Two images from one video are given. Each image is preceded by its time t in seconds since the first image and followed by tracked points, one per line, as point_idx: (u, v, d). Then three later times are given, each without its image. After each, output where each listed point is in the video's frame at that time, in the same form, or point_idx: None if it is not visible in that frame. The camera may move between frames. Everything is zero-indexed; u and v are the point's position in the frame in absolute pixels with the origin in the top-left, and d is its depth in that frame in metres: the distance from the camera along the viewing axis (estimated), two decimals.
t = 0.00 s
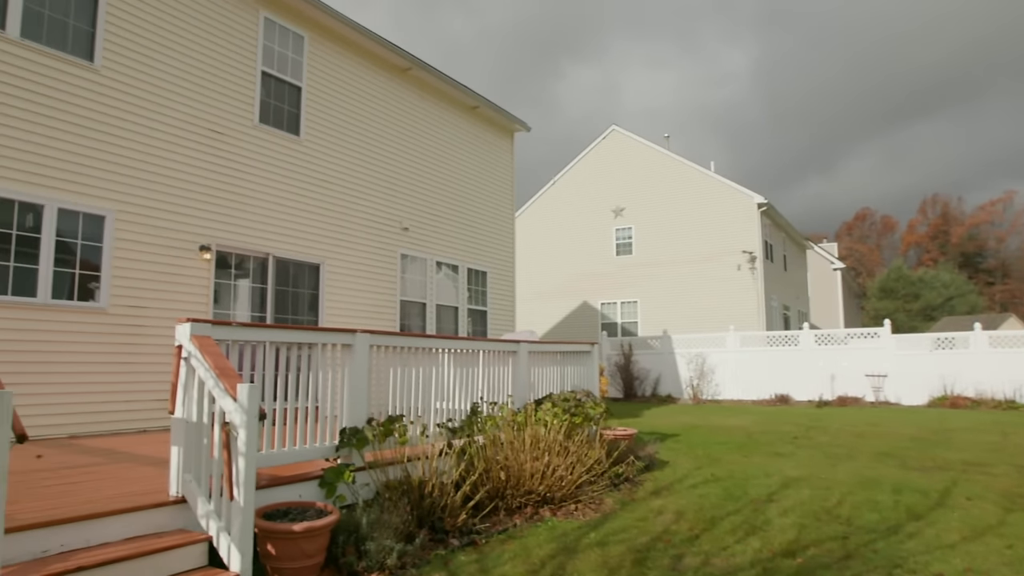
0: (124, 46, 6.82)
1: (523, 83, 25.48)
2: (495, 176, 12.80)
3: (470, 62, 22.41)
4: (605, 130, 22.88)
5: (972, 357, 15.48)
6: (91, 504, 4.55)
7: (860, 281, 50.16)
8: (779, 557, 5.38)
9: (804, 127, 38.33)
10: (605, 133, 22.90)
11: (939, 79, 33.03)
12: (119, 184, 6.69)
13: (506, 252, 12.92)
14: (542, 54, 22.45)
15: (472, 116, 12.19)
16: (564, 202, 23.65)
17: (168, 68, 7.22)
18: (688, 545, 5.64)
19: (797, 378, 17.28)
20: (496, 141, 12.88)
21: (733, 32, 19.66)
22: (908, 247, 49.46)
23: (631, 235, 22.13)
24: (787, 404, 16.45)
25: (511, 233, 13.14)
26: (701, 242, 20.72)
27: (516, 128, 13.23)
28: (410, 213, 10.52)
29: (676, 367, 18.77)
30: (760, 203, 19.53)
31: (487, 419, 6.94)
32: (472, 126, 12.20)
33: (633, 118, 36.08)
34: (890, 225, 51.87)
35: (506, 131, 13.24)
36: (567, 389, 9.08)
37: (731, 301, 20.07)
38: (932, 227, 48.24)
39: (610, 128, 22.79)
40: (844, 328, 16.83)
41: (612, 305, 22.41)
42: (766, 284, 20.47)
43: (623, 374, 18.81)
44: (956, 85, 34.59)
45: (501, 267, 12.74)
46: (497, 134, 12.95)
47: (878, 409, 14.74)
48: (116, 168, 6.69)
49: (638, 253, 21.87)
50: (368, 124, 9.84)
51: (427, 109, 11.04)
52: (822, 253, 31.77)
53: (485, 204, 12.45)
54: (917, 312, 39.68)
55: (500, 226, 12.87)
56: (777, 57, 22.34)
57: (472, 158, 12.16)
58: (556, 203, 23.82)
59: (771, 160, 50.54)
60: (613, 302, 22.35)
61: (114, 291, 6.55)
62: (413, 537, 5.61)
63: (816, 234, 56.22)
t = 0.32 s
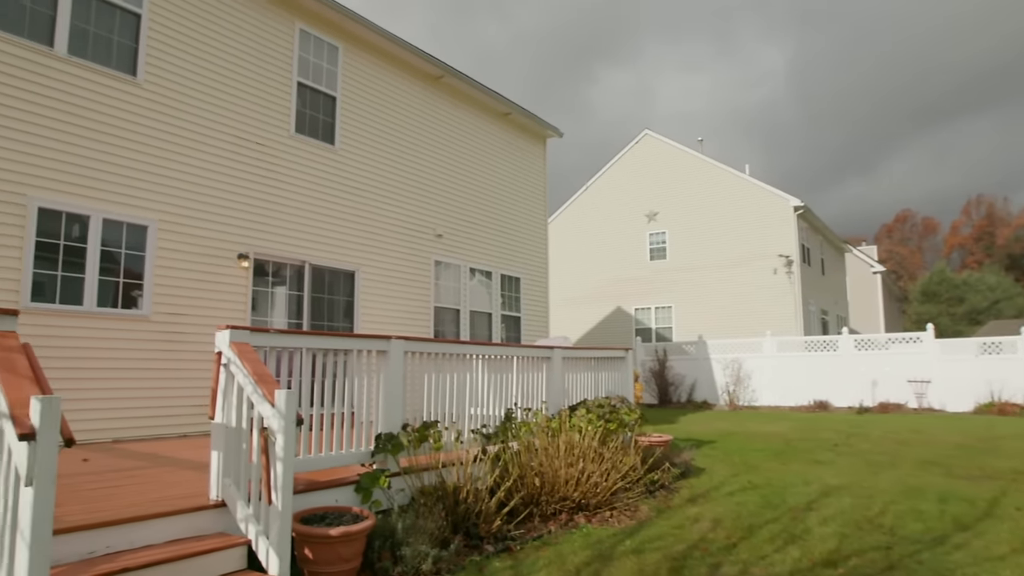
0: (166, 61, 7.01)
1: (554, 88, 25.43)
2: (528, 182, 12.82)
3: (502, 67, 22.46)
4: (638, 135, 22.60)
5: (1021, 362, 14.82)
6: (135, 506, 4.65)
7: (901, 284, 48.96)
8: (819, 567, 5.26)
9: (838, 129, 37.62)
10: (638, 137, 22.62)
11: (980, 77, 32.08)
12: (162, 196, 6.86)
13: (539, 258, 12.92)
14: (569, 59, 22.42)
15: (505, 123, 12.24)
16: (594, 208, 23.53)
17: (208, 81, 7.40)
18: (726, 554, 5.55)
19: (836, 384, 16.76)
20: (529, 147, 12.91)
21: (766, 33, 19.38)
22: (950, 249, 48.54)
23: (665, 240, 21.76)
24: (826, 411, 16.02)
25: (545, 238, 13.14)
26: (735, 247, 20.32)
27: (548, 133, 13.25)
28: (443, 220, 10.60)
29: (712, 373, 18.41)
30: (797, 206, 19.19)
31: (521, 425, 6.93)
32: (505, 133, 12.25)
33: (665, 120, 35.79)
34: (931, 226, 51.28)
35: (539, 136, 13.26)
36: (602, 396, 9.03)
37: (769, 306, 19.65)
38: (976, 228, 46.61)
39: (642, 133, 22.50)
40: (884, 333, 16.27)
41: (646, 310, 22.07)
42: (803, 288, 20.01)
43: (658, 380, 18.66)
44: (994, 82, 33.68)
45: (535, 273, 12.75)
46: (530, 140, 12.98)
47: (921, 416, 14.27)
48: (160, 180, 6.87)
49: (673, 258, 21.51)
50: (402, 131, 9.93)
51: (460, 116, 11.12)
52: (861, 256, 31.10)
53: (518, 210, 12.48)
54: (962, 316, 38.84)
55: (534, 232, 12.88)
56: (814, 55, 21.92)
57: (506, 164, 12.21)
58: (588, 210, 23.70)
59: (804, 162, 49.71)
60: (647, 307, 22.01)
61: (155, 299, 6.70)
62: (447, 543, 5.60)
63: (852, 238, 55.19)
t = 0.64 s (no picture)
0: (205, 75, 7.19)
1: (581, 94, 25.41)
2: (560, 189, 12.82)
3: (528, 74, 22.54)
4: (671, 139, 22.44)
5: None
6: (175, 511, 4.73)
7: (941, 288, 47.67)
8: None
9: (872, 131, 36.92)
10: (671, 142, 22.42)
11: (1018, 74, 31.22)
12: (200, 207, 7.01)
13: (571, 265, 12.90)
14: (593, 65, 22.41)
15: (536, 129, 12.28)
16: (629, 215, 23.41)
17: (244, 93, 7.56)
18: (764, 563, 5.44)
19: (876, 389, 16.26)
20: (560, 154, 12.93)
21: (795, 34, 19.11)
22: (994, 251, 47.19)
23: (699, 245, 21.52)
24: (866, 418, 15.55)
25: (577, 245, 13.12)
26: (770, 252, 19.97)
27: (579, 140, 13.25)
28: (475, 227, 10.65)
29: (748, 380, 18.09)
30: (833, 210, 18.76)
31: (555, 432, 6.92)
32: (536, 139, 12.28)
33: (694, 124, 35.55)
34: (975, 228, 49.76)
35: (570, 143, 13.27)
36: (636, 402, 8.96)
37: (804, 310, 19.24)
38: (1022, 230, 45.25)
39: (675, 137, 22.31)
40: (927, 338, 15.87)
41: (680, 316, 21.84)
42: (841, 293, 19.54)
43: (693, 387, 18.32)
44: None
45: (568, 280, 12.73)
46: (561, 147, 13.00)
47: (968, 424, 13.80)
48: (198, 190, 7.02)
49: (707, 264, 21.25)
50: (435, 140, 10.02)
51: (491, 124, 11.19)
52: (901, 259, 30.40)
53: (550, 216, 12.49)
54: (1008, 320, 37.59)
55: (566, 238, 12.87)
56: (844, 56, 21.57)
57: (537, 171, 12.23)
58: (622, 216, 23.60)
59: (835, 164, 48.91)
60: (681, 313, 21.77)
61: (194, 307, 6.85)
62: (482, 550, 5.59)
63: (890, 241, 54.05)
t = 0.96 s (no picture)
0: (241, 89, 7.35)
1: (608, 101, 25.38)
2: (590, 195, 12.80)
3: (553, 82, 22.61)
4: (701, 145, 22.40)
5: None
6: (210, 517, 4.80)
7: (984, 292, 46.28)
8: None
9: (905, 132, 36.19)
10: (702, 148, 22.41)
11: None
12: (236, 217, 7.15)
13: (603, 272, 12.86)
14: (617, 71, 22.38)
15: (566, 136, 12.28)
16: (660, 222, 23.32)
17: (278, 106, 7.69)
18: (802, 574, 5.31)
19: (915, 397, 15.88)
20: (590, 160, 12.91)
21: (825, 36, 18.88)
22: None
23: (731, 251, 21.28)
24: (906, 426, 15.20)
25: (609, 252, 13.07)
26: (802, 256, 19.65)
27: (609, 146, 13.21)
28: (506, 234, 10.68)
29: (783, 388, 17.79)
30: (869, 214, 18.35)
31: (587, 440, 6.90)
32: (566, 146, 12.28)
33: (722, 128, 35.27)
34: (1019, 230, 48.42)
35: (600, 150, 13.25)
36: (668, 410, 8.89)
37: (839, 316, 18.85)
38: None
39: (706, 142, 22.28)
40: (968, 345, 15.40)
41: (713, 322, 21.61)
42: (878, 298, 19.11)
43: (727, 395, 18.17)
44: None
45: (599, 287, 12.68)
46: (592, 153, 12.98)
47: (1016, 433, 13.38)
48: (234, 202, 7.16)
49: (739, 269, 21.01)
50: (465, 149, 10.09)
51: (520, 131, 11.22)
52: (940, 263, 29.66)
53: (581, 223, 12.48)
54: None
55: (597, 245, 12.84)
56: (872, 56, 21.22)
57: (567, 178, 12.23)
58: (654, 222, 23.49)
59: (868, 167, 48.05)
60: (713, 319, 21.55)
61: (230, 316, 6.97)
62: (514, 558, 5.58)
63: (930, 245, 52.68)
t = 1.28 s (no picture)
0: (273, 103, 7.49)
1: (633, 107, 25.34)
2: (619, 203, 12.76)
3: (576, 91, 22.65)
4: (731, 151, 22.25)
5: None
6: (245, 524, 4.86)
7: None
8: None
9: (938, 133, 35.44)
10: (731, 154, 22.26)
11: None
12: (268, 229, 7.26)
13: (632, 279, 12.79)
14: (639, 78, 22.35)
15: (594, 144, 12.26)
16: (689, 229, 23.18)
17: (309, 118, 7.82)
18: None
19: (955, 405, 15.50)
20: (619, 168, 12.87)
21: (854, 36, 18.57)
22: None
23: (762, 257, 21.02)
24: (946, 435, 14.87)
25: (638, 259, 12.99)
26: (834, 261, 19.38)
27: (638, 153, 13.16)
28: (534, 242, 10.68)
29: (817, 395, 17.49)
30: (905, 218, 18.08)
31: (618, 449, 6.86)
32: (594, 154, 12.27)
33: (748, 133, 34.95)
34: None
35: (628, 157, 13.20)
36: (700, 418, 8.80)
37: (874, 323, 18.55)
38: None
39: (735, 148, 22.13)
40: (1011, 351, 15.00)
41: (744, 329, 21.33)
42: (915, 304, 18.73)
43: (759, 402, 17.79)
44: None
45: (628, 294, 12.61)
46: (620, 160, 12.94)
47: None
48: (267, 213, 7.28)
49: (770, 274, 20.75)
50: (493, 157, 10.14)
51: (548, 139, 11.23)
52: (978, 266, 28.87)
53: (610, 231, 12.43)
54: None
55: (626, 253, 12.77)
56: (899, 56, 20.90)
57: (595, 185, 12.21)
58: (683, 229, 23.33)
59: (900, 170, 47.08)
60: (745, 326, 21.27)
61: (263, 326, 7.08)
62: (545, 567, 5.52)
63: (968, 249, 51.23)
